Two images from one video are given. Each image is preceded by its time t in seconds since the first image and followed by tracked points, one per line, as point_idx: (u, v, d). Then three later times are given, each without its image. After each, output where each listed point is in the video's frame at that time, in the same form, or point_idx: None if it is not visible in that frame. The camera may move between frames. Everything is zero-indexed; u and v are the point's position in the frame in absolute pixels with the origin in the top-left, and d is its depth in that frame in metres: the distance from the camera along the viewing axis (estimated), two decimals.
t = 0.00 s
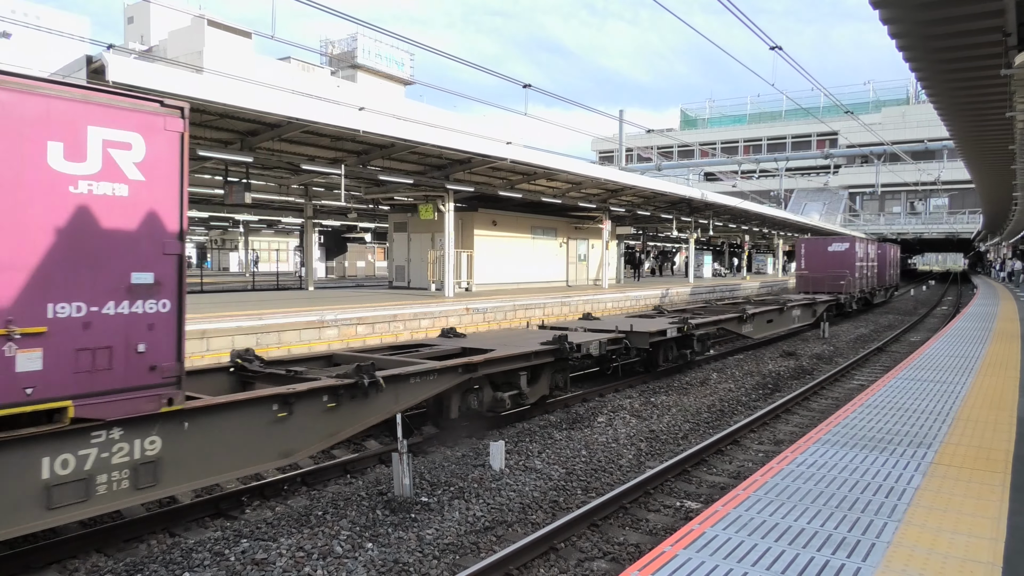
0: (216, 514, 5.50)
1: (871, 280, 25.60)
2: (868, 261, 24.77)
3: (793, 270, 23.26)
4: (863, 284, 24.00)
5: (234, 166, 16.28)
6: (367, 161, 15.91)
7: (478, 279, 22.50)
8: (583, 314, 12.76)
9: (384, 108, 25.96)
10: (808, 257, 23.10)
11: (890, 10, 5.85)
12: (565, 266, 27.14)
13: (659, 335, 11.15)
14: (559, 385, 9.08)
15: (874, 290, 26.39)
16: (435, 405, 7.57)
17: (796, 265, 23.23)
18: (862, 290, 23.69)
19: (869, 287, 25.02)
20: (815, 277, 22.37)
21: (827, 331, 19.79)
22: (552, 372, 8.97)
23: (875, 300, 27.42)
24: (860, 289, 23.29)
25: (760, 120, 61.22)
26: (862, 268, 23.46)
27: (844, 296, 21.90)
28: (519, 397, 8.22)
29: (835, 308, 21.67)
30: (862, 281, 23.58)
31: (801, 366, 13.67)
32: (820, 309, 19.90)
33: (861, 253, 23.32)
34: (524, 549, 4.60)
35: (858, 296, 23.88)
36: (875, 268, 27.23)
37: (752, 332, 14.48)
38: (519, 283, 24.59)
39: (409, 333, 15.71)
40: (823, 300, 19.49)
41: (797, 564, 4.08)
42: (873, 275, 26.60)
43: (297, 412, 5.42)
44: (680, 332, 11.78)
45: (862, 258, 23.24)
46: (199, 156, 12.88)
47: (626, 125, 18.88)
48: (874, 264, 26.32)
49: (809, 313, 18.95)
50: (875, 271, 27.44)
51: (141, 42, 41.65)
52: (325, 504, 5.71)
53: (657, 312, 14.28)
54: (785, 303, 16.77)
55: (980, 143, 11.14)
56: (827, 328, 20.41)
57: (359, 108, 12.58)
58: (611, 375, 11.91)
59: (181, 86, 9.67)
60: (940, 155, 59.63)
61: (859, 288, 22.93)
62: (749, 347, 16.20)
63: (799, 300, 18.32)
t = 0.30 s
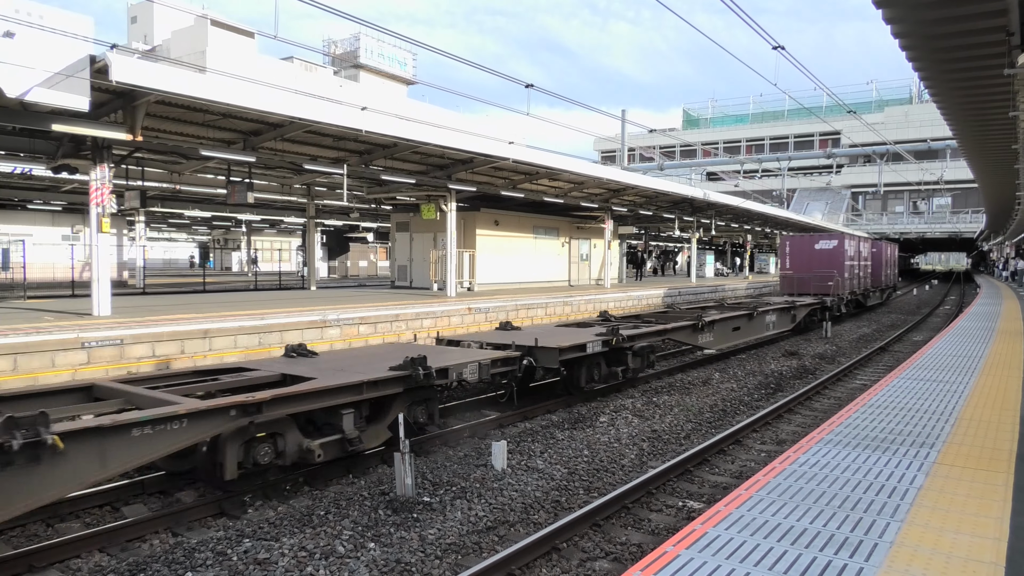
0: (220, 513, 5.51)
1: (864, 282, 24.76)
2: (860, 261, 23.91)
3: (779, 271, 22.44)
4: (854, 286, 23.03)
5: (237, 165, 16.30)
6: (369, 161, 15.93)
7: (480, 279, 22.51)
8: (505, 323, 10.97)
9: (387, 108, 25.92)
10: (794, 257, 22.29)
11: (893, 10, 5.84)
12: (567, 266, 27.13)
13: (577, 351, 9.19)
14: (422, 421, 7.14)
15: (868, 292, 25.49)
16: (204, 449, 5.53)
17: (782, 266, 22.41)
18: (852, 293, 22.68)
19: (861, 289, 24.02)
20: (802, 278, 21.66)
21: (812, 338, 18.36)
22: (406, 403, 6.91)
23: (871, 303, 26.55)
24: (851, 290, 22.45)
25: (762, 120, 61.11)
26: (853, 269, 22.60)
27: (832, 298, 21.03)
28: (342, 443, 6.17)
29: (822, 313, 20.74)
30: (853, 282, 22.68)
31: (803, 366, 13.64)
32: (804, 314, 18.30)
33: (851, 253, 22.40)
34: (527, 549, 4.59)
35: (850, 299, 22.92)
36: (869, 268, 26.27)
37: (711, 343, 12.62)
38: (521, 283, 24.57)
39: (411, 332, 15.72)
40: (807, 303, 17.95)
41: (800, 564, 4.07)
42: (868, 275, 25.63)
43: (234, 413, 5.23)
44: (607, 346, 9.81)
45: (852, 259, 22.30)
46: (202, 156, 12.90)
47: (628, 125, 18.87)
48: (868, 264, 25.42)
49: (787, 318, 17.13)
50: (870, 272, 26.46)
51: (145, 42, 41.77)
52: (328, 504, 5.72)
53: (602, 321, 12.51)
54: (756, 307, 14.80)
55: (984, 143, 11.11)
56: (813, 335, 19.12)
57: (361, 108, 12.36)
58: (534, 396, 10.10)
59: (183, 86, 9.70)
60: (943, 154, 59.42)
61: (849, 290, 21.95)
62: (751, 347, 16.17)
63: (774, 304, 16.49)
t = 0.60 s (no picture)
0: (220, 513, 5.51)
1: (855, 282, 23.20)
2: (850, 259, 22.31)
3: (760, 270, 20.93)
4: (843, 286, 21.35)
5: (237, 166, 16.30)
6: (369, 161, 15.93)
7: (481, 279, 22.51)
8: (383, 336, 8.84)
9: (387, 109, 25.93)
10: (776, 255, 20.75)
11: (894, 10, 5.84)
12: (568, 266, 27.11)
13: (442, 376, 6.90)
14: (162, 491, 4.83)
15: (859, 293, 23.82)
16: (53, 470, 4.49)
17: (763, 265, 20.91)
18: (840, 295, 20.99)
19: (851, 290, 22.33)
20: (783, 278, 20.25)
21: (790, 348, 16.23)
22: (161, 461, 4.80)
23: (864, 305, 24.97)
24: (840, 291, 20.85)
25: (763, 119, 61.07)
26: (841, 267, 20.95)
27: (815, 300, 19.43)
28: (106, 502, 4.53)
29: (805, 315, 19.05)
30: (841, 282, 21.07)
31: (804, 366, 13.61)
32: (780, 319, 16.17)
33: (839, 251, 20.79)
34: (528, 549, 4.59)
35: (837, 300, 21.29)
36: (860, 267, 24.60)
37: (650, 358, 10.30)
38: (522, 283, 24.55)
39: (411, 332, 15.72)
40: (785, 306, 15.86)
41: (801, 564, 4.07)
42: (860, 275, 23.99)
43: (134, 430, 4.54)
44: (491, 368, 7.46)
45: (840, 258, 20.64)
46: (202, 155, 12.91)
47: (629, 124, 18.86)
48: (859, 263, 23.80)
49: (758, 324, 14.72)
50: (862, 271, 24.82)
51: (146, 42, 41.83)
52: (329, 504, 5.72)
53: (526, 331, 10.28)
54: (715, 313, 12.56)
55: (984, 142, 11.10)
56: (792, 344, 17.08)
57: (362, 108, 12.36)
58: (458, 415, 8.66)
59: (184, 86, 9.70)
60: (945, 154, 59.28)
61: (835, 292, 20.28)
62: (753, 347, 16.15)
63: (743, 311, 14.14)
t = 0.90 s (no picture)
0: (221, 513, 5.51)
1: (840, 284, 21.27)
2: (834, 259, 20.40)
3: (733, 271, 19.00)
4: (826, 288, 19.42)
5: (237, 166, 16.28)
6: (370, 161, 15.94)
7: (482, 279, 22.53)
8: (184, 358, 6.86)
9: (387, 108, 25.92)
10: (751, 254, 18.79)
11: (895, 10, 5.84)
12: (568, 266, 27.13)
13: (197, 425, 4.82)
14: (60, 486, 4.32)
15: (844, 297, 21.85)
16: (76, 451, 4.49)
17: (737, 265, 18.96)
18: (821, 299, 19.01)
19: (834, 294, 20.37)
20: (758, 279, 18.27)
21: (758, 361, 14.13)
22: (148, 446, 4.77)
23: (851, 308, 23.07)
24: (821, 293, 18.88)
25: (764, 119, 61.01)
26: (823, 268, 19.08)
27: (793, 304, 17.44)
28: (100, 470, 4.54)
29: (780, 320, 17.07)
30: (823, 283, 19.16)
31: (805, 365, 13.59)
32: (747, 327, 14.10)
33: (820, 251, 18.92)
34: (528, 549, 4.59)
35: (819, 304, 19.34)
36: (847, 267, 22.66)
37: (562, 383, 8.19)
38: (522, 283, 24.53)
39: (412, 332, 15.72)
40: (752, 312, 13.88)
41: (802, 564, 4.07)
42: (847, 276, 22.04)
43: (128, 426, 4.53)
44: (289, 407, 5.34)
45: (821, 258, 18.76)
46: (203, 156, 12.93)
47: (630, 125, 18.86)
48: (845, 263, 21.83)
49: (719, 333, 12.69)
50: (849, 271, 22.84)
51: (146, 42, 41.87)
52: (330, 504, 5.73)
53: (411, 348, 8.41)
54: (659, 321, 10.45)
55: (985, 142, 11.10)
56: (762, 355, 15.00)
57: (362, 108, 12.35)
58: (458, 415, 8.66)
59: (186, 87, 9.71)
60: (946, 154, 59.20)
61: (816, 294, 18.35)
62: (754, 347, 16.15)
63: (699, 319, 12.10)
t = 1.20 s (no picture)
0: (221, 514, 5.51)
1: (821, 286, 19.30)
2: (813, 259, 18.50)
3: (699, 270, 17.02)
4: (803, 292, 17.50)
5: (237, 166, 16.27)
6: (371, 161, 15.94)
7: (482, 279, 22.56)
8: None
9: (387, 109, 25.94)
10: (719, 251, 16.77)
11: (895, 10, 5.84)
12: (569, 266, 27.15)
13: None
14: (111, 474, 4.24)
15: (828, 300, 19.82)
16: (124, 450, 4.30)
17: (702, 263, 17.02)
18: (798, 303, 16.97)
19: (814, 297, 18.32)
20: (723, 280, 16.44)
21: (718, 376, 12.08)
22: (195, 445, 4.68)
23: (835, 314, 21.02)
24: (797, 297, 16.84)
25: (765, 119, 60.98)
26: (801, 270, 17.17)
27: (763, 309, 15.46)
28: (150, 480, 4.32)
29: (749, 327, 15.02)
30: (801, 286, 17.18)
31: (805, 365, 13.57)
32: (702, 337, 12.16)
33: (796, 251, 17.03)
34: (529, 549, 4.59)
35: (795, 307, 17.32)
36: (831, 268, 20.66)
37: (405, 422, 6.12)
38: (522, 283, 24.51)
39: (413, 332, 15.73)
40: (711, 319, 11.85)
41: (802, 564, 4.07)
42: (829, 274, 20.11)
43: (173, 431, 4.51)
44: None
45: (797, 259, 16.89)
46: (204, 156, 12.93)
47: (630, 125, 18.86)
48: (828, 263, 19.89)
49: (663, 347, 10.68)
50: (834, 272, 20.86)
51: (147, 42, 41.89)
52: (330, 504, 5.73)
53: (227, 373, 6.36)
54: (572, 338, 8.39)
55: (985, 142, 11.10)
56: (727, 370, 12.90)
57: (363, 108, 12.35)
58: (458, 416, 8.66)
59: (187, 87, 9.71)
60: (946, 153, 59.17)
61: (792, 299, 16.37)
62: (755, 347, 16.14)
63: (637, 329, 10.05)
